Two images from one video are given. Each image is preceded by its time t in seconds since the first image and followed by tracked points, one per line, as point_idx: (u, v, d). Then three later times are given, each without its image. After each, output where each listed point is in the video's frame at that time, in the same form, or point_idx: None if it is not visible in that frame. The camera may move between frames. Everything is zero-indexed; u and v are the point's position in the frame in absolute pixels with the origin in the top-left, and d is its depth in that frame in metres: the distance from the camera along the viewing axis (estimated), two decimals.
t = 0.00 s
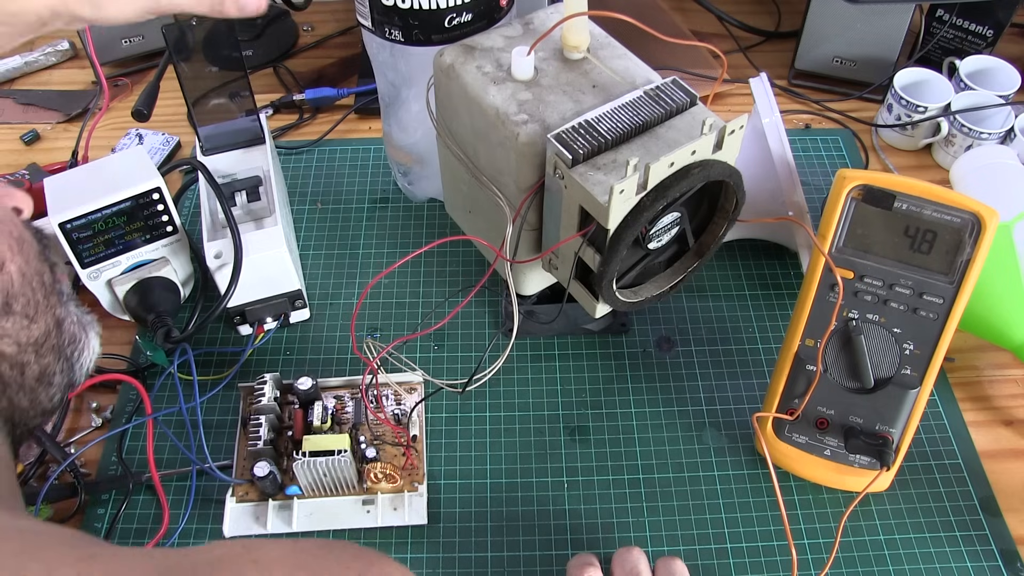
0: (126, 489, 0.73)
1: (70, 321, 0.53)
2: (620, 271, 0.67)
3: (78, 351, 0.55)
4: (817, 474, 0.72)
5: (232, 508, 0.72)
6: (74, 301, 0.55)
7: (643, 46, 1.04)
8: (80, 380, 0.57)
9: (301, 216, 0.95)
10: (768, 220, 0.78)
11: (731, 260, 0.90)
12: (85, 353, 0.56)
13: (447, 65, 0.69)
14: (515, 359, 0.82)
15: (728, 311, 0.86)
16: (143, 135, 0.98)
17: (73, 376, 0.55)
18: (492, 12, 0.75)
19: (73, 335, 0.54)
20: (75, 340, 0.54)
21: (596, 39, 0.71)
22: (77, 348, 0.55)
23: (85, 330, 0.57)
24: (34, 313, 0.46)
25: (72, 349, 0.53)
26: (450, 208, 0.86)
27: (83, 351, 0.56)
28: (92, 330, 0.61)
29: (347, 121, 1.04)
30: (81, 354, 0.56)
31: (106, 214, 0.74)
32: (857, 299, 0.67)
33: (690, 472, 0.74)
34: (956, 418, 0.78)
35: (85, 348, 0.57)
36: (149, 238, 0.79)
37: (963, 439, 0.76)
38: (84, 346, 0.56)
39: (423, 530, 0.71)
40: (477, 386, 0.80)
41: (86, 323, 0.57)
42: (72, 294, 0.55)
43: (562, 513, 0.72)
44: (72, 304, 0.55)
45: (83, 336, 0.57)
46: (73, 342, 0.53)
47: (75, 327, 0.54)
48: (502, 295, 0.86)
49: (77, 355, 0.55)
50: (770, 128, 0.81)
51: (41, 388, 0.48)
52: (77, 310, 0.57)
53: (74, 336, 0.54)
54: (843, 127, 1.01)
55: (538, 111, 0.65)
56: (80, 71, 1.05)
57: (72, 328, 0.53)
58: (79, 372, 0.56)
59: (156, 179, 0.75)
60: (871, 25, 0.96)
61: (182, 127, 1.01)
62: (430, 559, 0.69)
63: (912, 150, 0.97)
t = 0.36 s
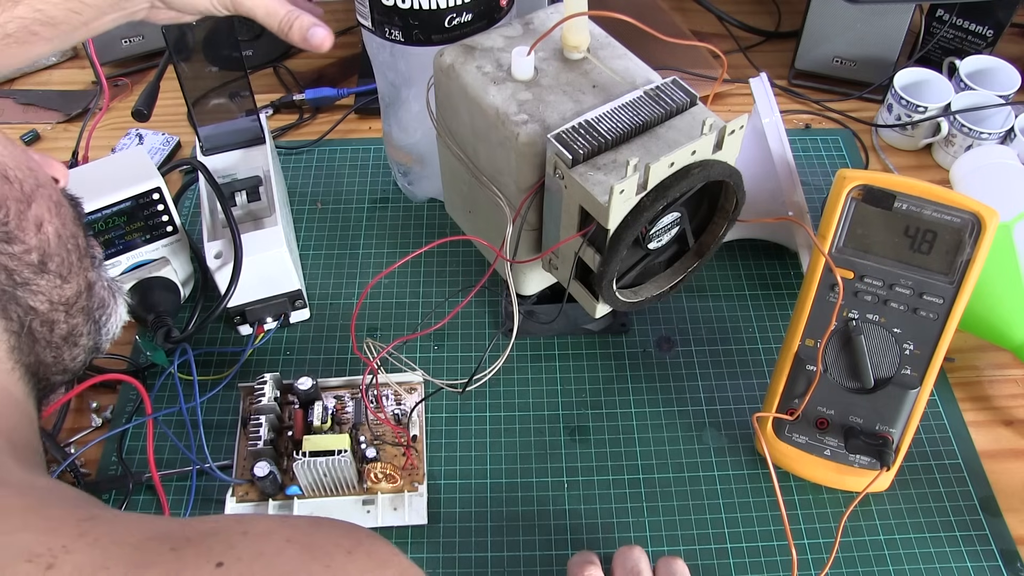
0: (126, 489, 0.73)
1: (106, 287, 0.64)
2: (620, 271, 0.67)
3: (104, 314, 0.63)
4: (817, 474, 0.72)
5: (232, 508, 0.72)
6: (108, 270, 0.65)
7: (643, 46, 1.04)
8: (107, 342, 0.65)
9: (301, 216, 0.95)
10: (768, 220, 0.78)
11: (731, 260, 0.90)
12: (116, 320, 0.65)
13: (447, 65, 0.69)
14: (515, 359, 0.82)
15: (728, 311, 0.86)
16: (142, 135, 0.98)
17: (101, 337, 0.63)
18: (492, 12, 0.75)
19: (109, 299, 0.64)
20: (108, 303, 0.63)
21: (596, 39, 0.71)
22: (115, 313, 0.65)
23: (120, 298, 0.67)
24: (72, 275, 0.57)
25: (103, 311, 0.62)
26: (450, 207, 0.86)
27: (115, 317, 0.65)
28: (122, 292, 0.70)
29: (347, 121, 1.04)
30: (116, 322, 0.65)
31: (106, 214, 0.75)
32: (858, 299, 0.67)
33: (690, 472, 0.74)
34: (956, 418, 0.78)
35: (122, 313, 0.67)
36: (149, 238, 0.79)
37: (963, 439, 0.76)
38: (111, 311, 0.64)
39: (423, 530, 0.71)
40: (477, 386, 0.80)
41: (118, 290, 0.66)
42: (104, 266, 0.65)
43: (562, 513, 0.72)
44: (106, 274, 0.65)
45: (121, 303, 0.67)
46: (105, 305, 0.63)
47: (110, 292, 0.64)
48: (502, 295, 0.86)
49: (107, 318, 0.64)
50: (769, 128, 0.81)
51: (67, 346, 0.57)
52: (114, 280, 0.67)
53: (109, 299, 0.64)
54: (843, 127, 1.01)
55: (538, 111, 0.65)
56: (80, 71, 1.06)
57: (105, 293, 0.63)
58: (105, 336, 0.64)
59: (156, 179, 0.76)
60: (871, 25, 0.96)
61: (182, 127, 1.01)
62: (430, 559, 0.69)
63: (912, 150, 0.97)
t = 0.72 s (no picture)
0: (126, 489, 0.73)
1: (128, 285, 0.65)
2: (620, 271, 0.67)
3: (127, 312, 0.64)
4: (817, 474, 0.72)
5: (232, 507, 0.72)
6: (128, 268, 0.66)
7: (643, 46, 1.04)
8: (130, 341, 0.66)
9: (301, 216, 0.95)
10: (768, 220, 0.78)
11: (731, 260, 0.90)
12: (138, 318, 0.67)
13: (447, 65, 0.69)
14: (515, 359, 0.82)
15: (728, 311, 0.86)
16: (142, 135, 0.98)
17: (124, 335, 0.64)
18: (492, 12, 0.75)
19: (131, 297, 0.65)
20: (130, 302, 0.65)
21: (596, 39, 0.71)
22: (138, 311, 0.66)
23: (141, 296, 0.68)
24: (96, 274, 0.58)
25: (126, 309, 0.63)
26: (450, 207, 0.86)
27: (137, 317, 0.66)
28: (143, 291, 0.72)
29: (347, 121, 1.04)
30: (137, 320, 0.67)
31: (106, 214, 0.75)
32: (857, 299, 0.67)
33: (690, 472, 0.74)
34: (956, 418, 0.78)
35: (143, 312, 0.68)
36: (149, 238, 0.79)
37: (963, 439, 0.76)
38: (133, 309, 0.65)
39: (423, 529, 0.71)
40: (477, 386, 0.80)
41: (140, 290, 0.68)
42: (125, 264, 0.65)
43: (561, 513, 0.72)
44: (126, 272, 0.66)
45: (141, 301, 0.68)
46: (128, 304, 0.64)
47: (133, 290, 0.66)
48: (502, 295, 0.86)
49: (129, 316, 0.65)
50: (769, 128, 0.81)
51: (91, 345, 0.58)
52: (133, 278, 0.68)
53: (131, 298, 0.65)
54: (843, 127, 1.01)
55: (538, 111, 0.65)
56: (80, 71, 1.06)
57: (127, 291, 0.64)
58: (128, 335, 0.65)
59: (156, 179, 0.76)
60: (871, 25, 0.96)
61: (182, 127, 1.01)
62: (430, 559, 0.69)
63: (912, 150, 0.97)
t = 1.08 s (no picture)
0: (126, 489, 0.73)
1: (128, 285, 0.65)
2: (620, 271, 0.67)
3: (127, 312, 0.64)
4: (817, 474, 0.72)
5: (232, 507, 0.72)
6: (129, 268, 0.66)
7: (643, 46, 1.04)
8: (129, 340, 0.66)
9: (301, 216, 0.95)
10: (768, 220, 0.78)
11: (731, 260, 0.90)
12: (138, 318, 0.67)
13: (447, 65, 0.69)
14: (515, 359, 0.82)
15: (728, 311, 0.86)
16: (142, 135, 0.98)
17: (124, 335, 0.64)
18: (492, 12, 0.75)
19: (131, 297, 0.65)
20: (130, 301, 0.64)
21: (596, 39, 0.71)
22: (137, 311, 0.66)
23: (141, 296, 0.68)
24: (97, 274, 0.58)
25: (126, 309, 0.63)
26: (450, 207, 0.86)
27: (136, 316, 0.66)
28: (143, 291, 0.72)
29: (347, 121, 1.04)
30: (137, 320, 0.67)
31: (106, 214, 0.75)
32: (857, 299, 0.67)
33: (690, 472, 0.74)
34: (956, 418, 0.78)
35: (142, 312, 0.68)
36: (149, 238, 0.79)
37: (963, 439, 0.76)
38: (133, 309, 0.65)
39: (423, 530, 0.71)
40: (477, 386, 0.80)
41: (140, 290, 0.68)
42: (125, 263, 0.65)
43: (561, 513, 0.72)
44: (127, 272, 0.66)
45: (141, 301, 0.68)
46: (128, 304, 0.64)
47: (133, 290, 0.65)
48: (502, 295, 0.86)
49: (129, 316, 0.65)
50: (770, 128, 0.81)
51: (91, 345, 0.58)
52: (134, 278, 0.68)
53: (131, 297, 0.65)
54: (843, 127, 1.01)
55: (538, 111, 0.65)
56: (80, 71, 1.06)
57: (127, 291, 0.64)
58: (128, 333, 0.65)
59: (156, 179, 0.76)
60: (871, 26, 0.96)
61: (182, 127, 1.01)
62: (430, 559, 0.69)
63: (911, 150, 0.97)
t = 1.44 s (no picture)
0: (127, 489, 0.73)
1: (133, 277, 0.64)
2: (620, 271, 0.67)
3: (132, 304, 0.63)
4: (817, 474, 0.72)
5: (232, 507, 0.72)
6: (135, 260, 0.65)
7: (643, 47, 1.04)
8: (135, 332, 0.65)
9: (301, 216, 0.95)
10: (768, 220, 0.78)
11: (731, 260, 0.90)
12: (144, 310, 0.66)
13: (447, 65, 0.69)
14: (515, 359, 0.82)
15: (728, 311, 0.86)
16: (142, 135, 0.98)
17: (129, 328, 0.63)
18: (492, 12, 0.75)
19: (136, 289, 0.64)
20: (136, 293, 0.64)
21: (596, 39, 0.71)
22: (143, 302, 0.65)
23: (146, 287, 0.67)
24: (102, 268, 0.57)
25: (131, 301, 0.62)
26: (450, 207, 0.86)
27: (143, 307, 0.65)
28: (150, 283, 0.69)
29: (347, 121, 1.04)
30: (143, 311, 0.66)
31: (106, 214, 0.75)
32: (857, 299, 0.67)
33: (690, 472, 0.74)
34: (956, 418, 0.78)
35: (149, 302, 0.67)
36: (149, 238, 0.79)
37: (963, 439, 0.76)
38: (139, 300, 0.64)
39: (423, 530, 0.71)
40: (477, 386, 0.80)
41: (146, 282, 0.67)
42: (132, 256, 0.65)
43: (561, 513, 0.72)
44: (133, 264, 0.65)
45: (148, 292, 0.67)
46: (133, 296, 0.63)
47: (138, 282, 0.64)
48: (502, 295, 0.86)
49: (135, 307, 0.64)
50: (769, 128, 0.81)
51: (96, 339, 0.58)
52: (140, 269, 0.67)
53: (136, 290, 0.64)
54: (842, 127, 1.01)
55: (538, 111, 0.65)
56: (80, 71, 1.06)
57: (132, 282, 0.63)
58: (133, 325, 0.64)
59: (156, 179, 0.76)
60: (871, 26, 0.96)
61: (182, 127, 1.01)
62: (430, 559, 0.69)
63: (912, 150, 0.97)
